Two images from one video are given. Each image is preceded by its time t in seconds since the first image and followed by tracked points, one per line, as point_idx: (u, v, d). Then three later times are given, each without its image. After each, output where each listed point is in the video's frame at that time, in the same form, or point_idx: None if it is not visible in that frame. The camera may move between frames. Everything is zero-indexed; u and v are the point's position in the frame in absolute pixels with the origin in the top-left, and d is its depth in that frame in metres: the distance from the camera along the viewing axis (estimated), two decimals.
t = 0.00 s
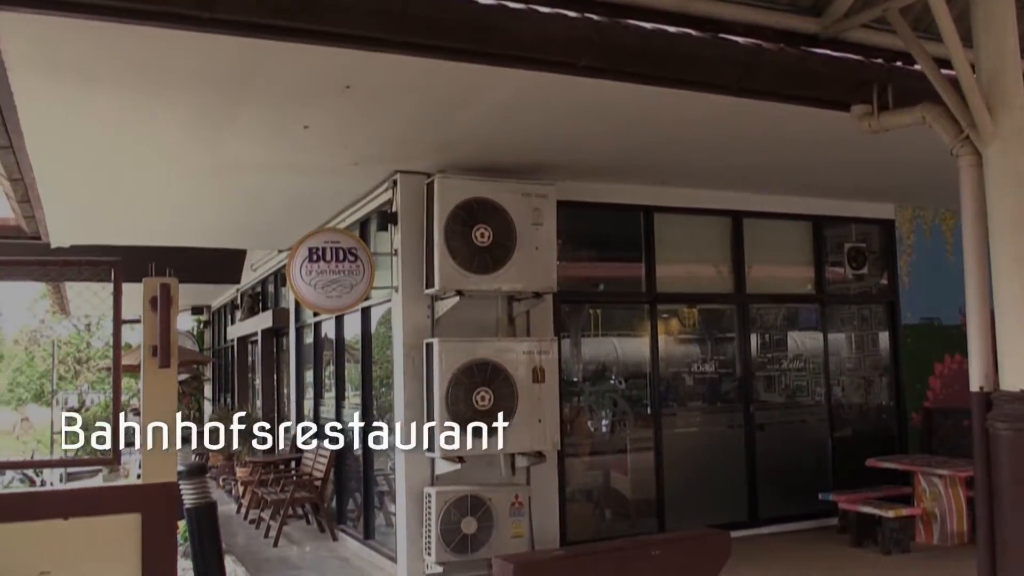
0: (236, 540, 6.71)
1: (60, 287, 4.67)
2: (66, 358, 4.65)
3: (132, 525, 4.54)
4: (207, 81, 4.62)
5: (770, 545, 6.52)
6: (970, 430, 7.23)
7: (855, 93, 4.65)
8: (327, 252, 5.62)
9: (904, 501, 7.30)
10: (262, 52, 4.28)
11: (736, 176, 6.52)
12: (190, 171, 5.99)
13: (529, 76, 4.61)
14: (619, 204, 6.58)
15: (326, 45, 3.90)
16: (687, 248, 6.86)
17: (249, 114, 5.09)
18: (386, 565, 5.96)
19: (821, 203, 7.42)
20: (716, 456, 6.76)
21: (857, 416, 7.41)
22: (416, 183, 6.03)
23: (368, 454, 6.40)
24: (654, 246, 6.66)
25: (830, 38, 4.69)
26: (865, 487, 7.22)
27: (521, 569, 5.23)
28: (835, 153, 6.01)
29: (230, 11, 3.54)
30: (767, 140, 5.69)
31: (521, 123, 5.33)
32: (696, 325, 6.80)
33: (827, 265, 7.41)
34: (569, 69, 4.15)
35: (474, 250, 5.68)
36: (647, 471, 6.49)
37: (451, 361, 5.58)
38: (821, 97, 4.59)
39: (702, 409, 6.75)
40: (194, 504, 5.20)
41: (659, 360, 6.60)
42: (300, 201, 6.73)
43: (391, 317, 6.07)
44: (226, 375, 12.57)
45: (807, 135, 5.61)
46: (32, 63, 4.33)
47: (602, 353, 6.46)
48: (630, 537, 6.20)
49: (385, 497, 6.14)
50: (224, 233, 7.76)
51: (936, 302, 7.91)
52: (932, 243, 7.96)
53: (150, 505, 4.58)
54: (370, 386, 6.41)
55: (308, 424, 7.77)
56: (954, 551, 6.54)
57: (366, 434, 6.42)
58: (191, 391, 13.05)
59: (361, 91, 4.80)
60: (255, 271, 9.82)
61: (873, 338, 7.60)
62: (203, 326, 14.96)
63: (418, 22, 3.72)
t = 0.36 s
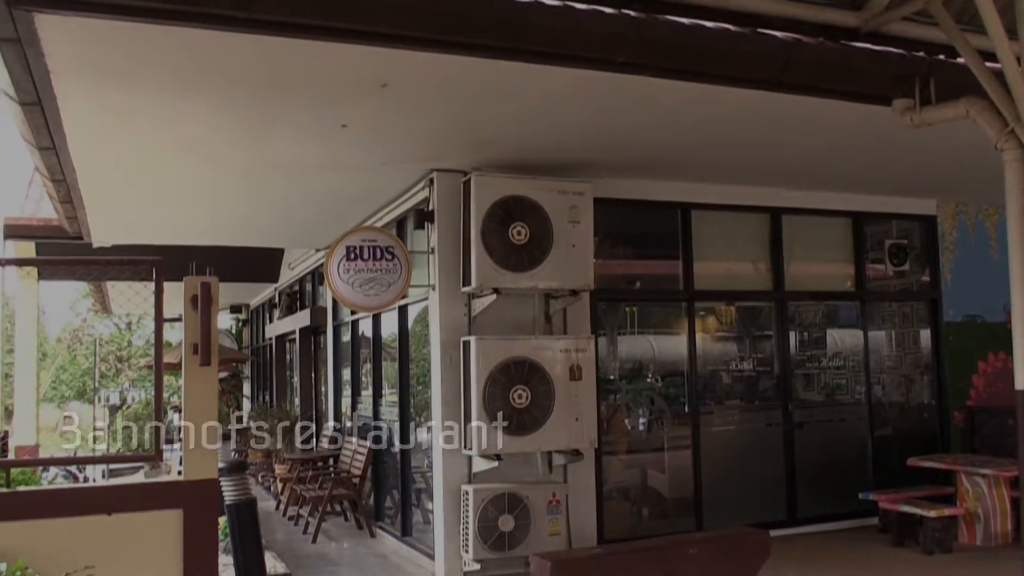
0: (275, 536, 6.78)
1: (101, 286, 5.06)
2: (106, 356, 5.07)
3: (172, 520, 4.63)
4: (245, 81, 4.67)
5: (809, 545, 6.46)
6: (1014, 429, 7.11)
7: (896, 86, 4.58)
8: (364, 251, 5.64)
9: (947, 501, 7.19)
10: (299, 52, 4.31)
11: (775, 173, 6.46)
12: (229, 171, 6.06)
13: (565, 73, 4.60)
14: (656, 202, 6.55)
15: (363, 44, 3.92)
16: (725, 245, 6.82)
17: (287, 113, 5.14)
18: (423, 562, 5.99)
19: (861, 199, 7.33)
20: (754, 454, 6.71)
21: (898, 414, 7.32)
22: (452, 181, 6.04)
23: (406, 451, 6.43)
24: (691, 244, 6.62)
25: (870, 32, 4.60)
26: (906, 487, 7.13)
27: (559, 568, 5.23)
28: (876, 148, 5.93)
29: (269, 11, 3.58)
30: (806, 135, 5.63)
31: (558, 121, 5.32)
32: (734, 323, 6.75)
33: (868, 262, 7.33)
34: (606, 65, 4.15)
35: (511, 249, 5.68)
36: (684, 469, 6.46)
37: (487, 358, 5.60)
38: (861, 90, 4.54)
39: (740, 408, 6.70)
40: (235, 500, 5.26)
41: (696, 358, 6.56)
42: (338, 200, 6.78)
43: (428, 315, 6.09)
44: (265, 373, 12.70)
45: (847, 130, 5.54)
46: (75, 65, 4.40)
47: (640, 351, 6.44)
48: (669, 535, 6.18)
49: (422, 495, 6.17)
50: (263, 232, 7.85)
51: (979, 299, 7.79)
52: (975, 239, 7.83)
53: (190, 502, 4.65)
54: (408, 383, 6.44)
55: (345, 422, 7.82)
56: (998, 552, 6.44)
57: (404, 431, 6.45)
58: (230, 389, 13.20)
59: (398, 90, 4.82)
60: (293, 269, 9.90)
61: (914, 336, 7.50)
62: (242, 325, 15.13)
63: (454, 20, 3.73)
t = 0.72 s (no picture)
0: (305, 534, 6.81)
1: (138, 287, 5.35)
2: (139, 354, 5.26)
3: (207, 518, 4.68)
4: (277, 81, 4.70)
5: (843, 547, 6.39)
6: None
7: (933, 82, 4.52)
8: (394, 251, 5.66)
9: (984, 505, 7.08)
10: (331, 52, 4.34)
11: (809, 170, 6.39)
12: (261, 171, 6.10)
13: (596, 71, 4.58)
14: (687, 200, 6.50)
15: (394, 44, 3.94)
16: (757, 245, 6.76)
17: (318, 113, 5.17)
18: (453, 561, 5.99)
19: (896, 197, 7.24)
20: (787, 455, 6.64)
21: (934, 416, 7.21)
22: (482, 180, 6.04)
23: (435, 450, 6.43)
24: (722, 243, 6.57)
25: (907, 27, 4.53)
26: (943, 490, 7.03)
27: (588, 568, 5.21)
28: (911, 145, 5.85)
29: (302, 11, 3.61)
30: (841, 132, 5.57)
31: (589, 119, 5.30)
32: (765, 322, 6.69)
33: (903, 261, 7.23)
34: (637, 63, 4.14)
35: (541, 248, 5.67)
36: (715, 470, 6.41)
37: (517, 358, 5.60)
38: (896, 85, 4.48)
39: (772, 408, 6.63)
40: (265, 498, 5.30)
41: (727, 357, 6.51)
42: (368, 200, 6.80)
43: (458, 314, 6.09)
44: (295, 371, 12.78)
45: (883, 127, 5.47)
46: (111, 66, 4.46)
47: (669, 351, 6.39)
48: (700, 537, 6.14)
49: (451, 494, 6.18)
50: (294, 232, 7.90)
51: (1018, 298, 7.66)
52: (1014, 237, 7.70)
53: (224, 499, 4.69)
54: (437, 383, 6.45)
55: (376, 421, 7.84)
56: None
57: (433, 430, 6.46)
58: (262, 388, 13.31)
59: (429, 89, 4.84)
60: (324, 269, 9.95)
61: (950, 336, 7.39)
62: (274, 323, 15.25)
63: (485, 18, 3.72)
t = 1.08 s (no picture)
0: (336, 531, 6.84)
1: (173, 284, 5.42)
2: (174, 352, 5.35)
3: (240, 514, 4.71)
4: (310, 82, 4.72)
5: (878, 553, 6.30)
6: None
7: (973, 81, 4.44)
8: (426, 251, 5.66)
9: None
10: (365, 53, 4.35)
11: (845, 171, 6.31)
12: (294, 171, 6.13)
13: (630, 72, 4.56)
14: (721, 201, 6.45)
15: (427, 44, 3.94)
16: (792, 246, 6.69)
17: (352, 114, 5.19)
18: (483, 561, 5.99)
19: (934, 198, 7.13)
20: (821, 459, 6.56)
21: (972, 420, 7.09)
22: (514, 181, 6.02)
23: (466, 449, 6.43)
24: (756, 244, 6.51)
25: (946, 25, 4.47)
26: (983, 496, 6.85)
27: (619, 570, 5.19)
28: (950, 145, 5.76)
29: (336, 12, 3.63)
30: (878, 132, 5.49)
31: (622, 119, 5.27)
32: (799, 324, 6.61)
33: (941, 263, 7.11)
34: (670, 63, 4.10)
35: (573, 249, 5.65)
36: (747, 474, 6.35)
37: (549, 358, 5.58)
38: (935, 84, 4.41)
39: (806, 411, 6.55)
40: (297, 496, 5.33)
41: (761, 360, 6.44)
42: (400, 200, 6.81)
43: (489, 315, 6.08)
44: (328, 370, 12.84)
45: (922, 127, 5.39)
46: (148, 68, 4.51)
47: (700, 353, 6.34)
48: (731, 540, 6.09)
49: (481, 494, 6.17)
50: (326, 231, 7.94)
51: None
52: None
53: (257, 496, 4.72)
54: (468, 383, 6.44)
55: (407, 420, 7.86)
56: None
57: (464, 430, 6.46)
58: (294, 386, 13.39)
59: (461, 90, 4.84)
60: (356, 269, 10.00)
61: (990, 339, 7.26)
62: (307, 323, 15.35)
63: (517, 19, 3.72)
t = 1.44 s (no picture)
0: (375, 529, 6.86)
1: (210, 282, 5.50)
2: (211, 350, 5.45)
3: (280, 512, 4.72)
4: (348, 81, 4.72)
5: (921, 553, 6.21)
6: None
7: (1018, 72, 4.36)
8: (464, 248, 5.64)
9: None
10: (402, 51, 4.34)
11: (887, 165, 6.22)
12: (331, 170, 6.14)
13: (669, 67, 4.51)
14: (760, 196, 6.38)
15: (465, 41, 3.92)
16: (832, 241, 6.61)
17: (389, 112, 5.18)
18: (521, 558, 5.98)
19: (979, 192, 7.01)
20: (862, 457, 6.48)
21: (1018, 417, 6.97)
22: (551, 177, 5.99)
23: (504, 446, 6.42)
24: (796, 239, 6.44)
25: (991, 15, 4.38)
26: None
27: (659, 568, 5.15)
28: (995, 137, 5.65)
29: (373, 10, 3.62)
30: (921, 125, 5.40)
31: (660, 114, 5.23)
32: (840, 321, 6.52)
33: (986, 258, 7.00)
34: (709, 57, 4.05)
35: (611, 245, 5.61)
36: (789, 472, 6.28)
37: (587, 356, 5.55)
38: (980, 76, 4.33)
39: (847, 408, 6.47)
40: (337, 494, 5.33)
41: (801, 356, 6.37)
42: (436, 197, 6.81)
43: (526, 312, 6.06)
44: (365, 367, 12.88)
45: (966, 119, 5.29)
46: (186, 68, 4.53)
47: (739, 349, 6.28)
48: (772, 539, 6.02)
49: (520, 492, 6.16)
50: (363, 229, 7.95)
51: None
52: None
53: (296, 494, 4.73)
54: (505, 380, 6.43)
55: (444, 417, 7.85)
56: None
57: (501, 427, 6.45)
58: (331, 384, 13.47)
59: (498, 87, 4.81)
60: (393, 266, 10.02)
61: None
62: (343, 320, 15.44)
63: (556, 15, 3.69)
